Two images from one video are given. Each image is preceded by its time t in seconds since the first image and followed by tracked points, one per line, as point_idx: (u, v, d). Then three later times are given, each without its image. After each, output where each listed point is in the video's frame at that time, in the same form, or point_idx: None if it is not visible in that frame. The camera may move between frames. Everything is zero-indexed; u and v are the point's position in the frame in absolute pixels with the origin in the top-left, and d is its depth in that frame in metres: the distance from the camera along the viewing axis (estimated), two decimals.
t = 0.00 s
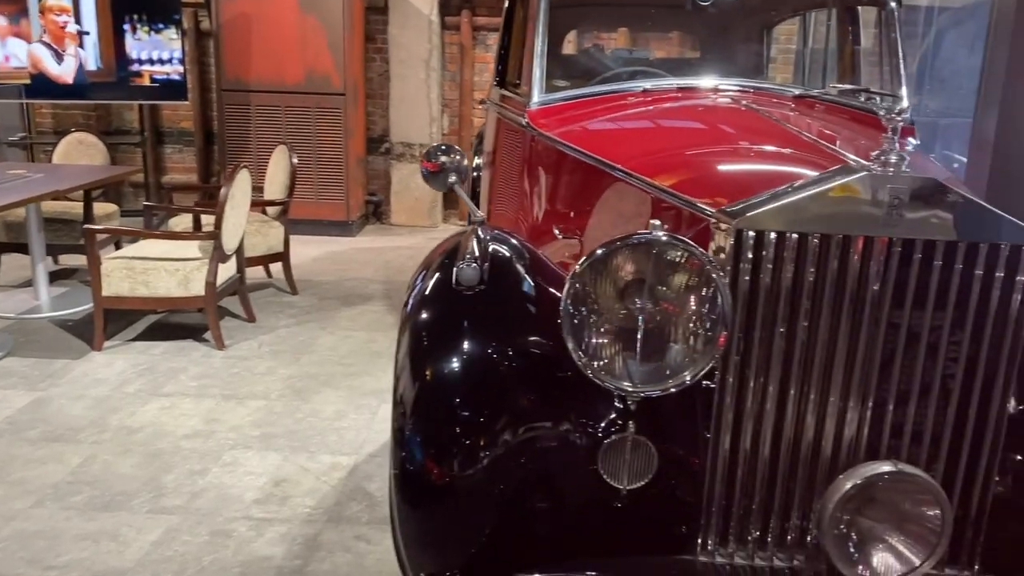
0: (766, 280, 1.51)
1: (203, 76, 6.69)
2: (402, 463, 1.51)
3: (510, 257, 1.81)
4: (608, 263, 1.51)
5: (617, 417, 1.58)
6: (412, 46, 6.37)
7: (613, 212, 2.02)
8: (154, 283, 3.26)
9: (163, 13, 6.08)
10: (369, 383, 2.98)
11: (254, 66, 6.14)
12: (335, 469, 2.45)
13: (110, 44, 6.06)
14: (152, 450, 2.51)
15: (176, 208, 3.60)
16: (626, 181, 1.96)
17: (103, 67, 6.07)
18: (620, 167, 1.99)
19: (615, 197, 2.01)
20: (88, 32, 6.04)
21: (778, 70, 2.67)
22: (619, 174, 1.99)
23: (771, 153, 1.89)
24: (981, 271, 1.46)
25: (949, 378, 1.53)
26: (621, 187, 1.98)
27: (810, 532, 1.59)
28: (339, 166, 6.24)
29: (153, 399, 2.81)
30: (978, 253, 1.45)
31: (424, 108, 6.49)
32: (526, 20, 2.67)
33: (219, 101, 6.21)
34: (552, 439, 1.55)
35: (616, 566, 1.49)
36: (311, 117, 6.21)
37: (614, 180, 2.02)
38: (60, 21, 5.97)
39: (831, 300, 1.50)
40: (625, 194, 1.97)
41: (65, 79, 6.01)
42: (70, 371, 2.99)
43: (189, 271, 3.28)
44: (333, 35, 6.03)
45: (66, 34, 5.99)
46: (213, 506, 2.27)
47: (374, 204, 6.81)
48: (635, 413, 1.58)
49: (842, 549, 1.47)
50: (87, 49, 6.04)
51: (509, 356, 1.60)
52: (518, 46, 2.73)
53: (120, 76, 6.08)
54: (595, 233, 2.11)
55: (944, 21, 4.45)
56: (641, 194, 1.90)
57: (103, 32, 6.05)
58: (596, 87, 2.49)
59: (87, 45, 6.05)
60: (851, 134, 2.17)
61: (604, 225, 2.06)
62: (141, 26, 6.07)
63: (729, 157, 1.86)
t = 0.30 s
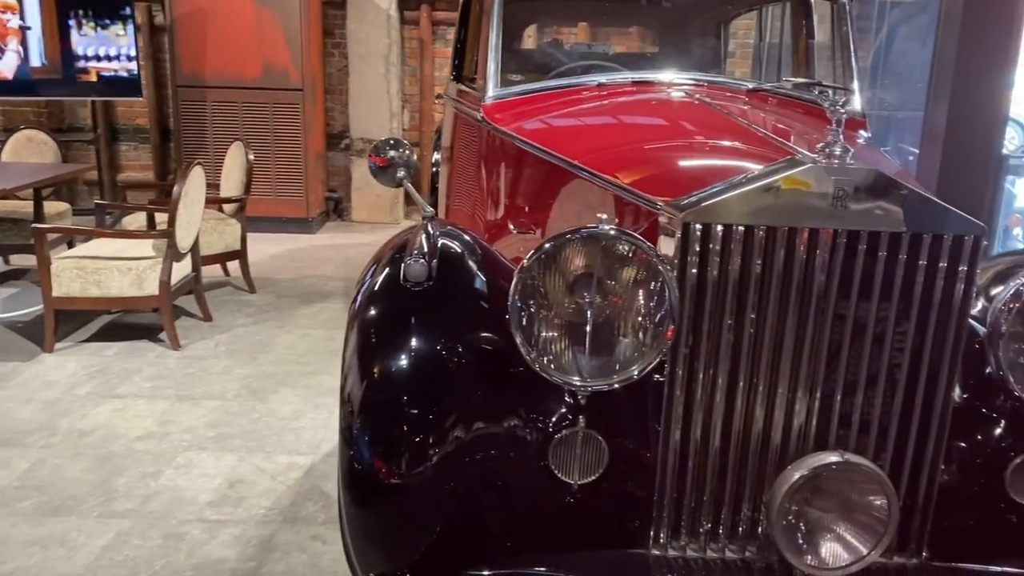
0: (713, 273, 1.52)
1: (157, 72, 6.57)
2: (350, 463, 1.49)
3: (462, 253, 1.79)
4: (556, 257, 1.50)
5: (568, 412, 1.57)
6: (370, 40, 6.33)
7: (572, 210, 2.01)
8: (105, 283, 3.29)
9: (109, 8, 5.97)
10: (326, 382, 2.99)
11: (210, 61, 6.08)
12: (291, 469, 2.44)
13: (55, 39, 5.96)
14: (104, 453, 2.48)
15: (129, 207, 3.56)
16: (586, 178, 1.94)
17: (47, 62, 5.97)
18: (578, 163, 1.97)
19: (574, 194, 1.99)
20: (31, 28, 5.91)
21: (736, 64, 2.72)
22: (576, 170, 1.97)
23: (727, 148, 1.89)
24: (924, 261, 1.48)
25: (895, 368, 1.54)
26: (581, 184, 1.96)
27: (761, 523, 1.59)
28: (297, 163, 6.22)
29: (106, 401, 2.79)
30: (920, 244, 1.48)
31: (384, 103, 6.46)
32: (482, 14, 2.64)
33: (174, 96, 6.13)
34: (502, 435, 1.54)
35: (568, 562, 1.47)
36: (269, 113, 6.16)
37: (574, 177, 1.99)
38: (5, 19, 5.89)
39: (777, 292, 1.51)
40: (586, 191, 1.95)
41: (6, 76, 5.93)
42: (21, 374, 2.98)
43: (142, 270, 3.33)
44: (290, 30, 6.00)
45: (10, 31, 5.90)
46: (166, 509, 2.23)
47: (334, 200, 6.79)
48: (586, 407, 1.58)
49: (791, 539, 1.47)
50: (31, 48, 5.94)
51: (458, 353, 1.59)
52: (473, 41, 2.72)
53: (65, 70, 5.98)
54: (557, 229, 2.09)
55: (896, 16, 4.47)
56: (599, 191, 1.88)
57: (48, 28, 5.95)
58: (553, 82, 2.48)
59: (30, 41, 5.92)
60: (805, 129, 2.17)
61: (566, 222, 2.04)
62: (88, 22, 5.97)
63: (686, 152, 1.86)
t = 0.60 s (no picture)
0: (668, 265, 1.51)
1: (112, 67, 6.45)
2: (303, 461, 1.48)
3: (418, 248, 1.75)
4: (511, 251, 1.49)
5: (525, 407, 1.56)
6: (331, 35, 6.28)
7: (533, 204, 2.00)
8: (58, 283, 3.26)
9: (60, 4, 5.84)
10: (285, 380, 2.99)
11: (166, 56, 5.99)
12: (250, 469, 2.42)
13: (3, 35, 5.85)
14: (57, 457, 2.44)
15: (82, 205, 3.51)
16: (545, 173, 1.93)
17: None
18: (537, 158, 1.96)
19: (535, 189, 1.98)
20: None
21: (696, 58, 2.74)
22: (535, 165, 1.96)
23: (687, 142, 1.89)
24: (875, 251, 1.49)
25: (848, 357, 1.54)
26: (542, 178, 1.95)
27: (717, 514, 1.60)
28: (258, 159, 6.17)
29: (60, 404, 2.76)
30: (872, 235, 1.49)
31: (345, 98, 6.41)
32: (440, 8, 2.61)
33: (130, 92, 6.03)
34: (459, 432, 1.53)
35: (525, 557, 1.48)
36: (228, 109, 6.12)
37: (534, 172, 1.98)
38: None
39: (732, 284, 1.51)
40: (547, 186, 1.94)
41: None
42: None
43: (97, 270, 3.30)
44: (248, 25, 5.93)
45: None
46: (122, 512, 2.19)
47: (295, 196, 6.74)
48: (542, 401, 1.56)
49: (748, 530, 1.46)
50: None
51: (414, 349, 1.56)
52: (431, 35, 2.70)
53: (14, 67, 5.87)
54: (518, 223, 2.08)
55: (852, 11, 4.49)
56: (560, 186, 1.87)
57: None
58: (510, 75, 2.46)
59: None
60: (762, 123, 2.18)
61: (527, 217, 2.03)
62: (38, 17, 5.85)
63: (646, 146, 1.85)
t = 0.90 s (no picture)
0: (628, 259, 1.51)
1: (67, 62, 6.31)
2: (260, 462, 1.45)
3: (378, 244, 1.73)
4: (470, 245, 1.47)
5: (486, 403, 1.54)
6: (292, 29, 6.22)
7: (498, 199, 1.98)
8: (12, 284, 3.19)
9: None
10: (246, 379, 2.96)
11: (123, 51, 5.88)
12: (211, 469, 2.38)
13: None
14: (11, 461, 2.38)
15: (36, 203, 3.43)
16: (508, 168, 1.91)
17: None
18: (500, 153, 1.94)
19: (498, 183, 1.97)
20: None
21: (660, 53, 2.70)
22: (498, 160, 1.94)
23: (649, 136, 1.89)
24: (833, 242, 1.50)
25: (808, 348, 1.55)
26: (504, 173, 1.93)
27: (680, 507, 1.60)
28: (218, 156, 6.10)
29: (15, 407, 2.70)
30: (831, 227, 1.49)
31: (307, 92, 6.34)
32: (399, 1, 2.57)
33: (86, 88, 5.91)
34: (419, 430, 1.51)
35: (490, 554, 1.47)
36: (188, 105, 6.03)
37: (496, 167, 1.97)
38: None
39: (693, 277, 1.51)
40: (509, 181, 1.93)
41: None
42: None
43: (52, 269, 3.24)
44: (207, 19, 5.84)
45: None
46: (78, 516, 2.15)
47: (257, 192, 6.67)
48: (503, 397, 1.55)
49: (710, 522, 1.46)
50: None
51: (373, 346, 1.54)
52: (392, 29, 2.67)
53: None
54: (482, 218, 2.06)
55: (811, 5, 4.50)
56: (522, 179, 1.86)
57: None
58: (472, 69, 2.44)
59: None
60: (724, 116, 2.18)
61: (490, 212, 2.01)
62: None
63: (609, 140, 1.85)
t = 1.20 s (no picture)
0: (591, 254, 1.50)
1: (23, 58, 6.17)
2: (219, 463, 1.44)
3: (339, 242, 1.70)
4: (432, 242, 1.46)
5: (450, 401, 1.53)
6: (255, 25, 6.15)
7: (462, 195, 1.95)
8: None
9: None
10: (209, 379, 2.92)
11: (80, 45, 5.77)
12: (174, 471, 2.35)
13: None
14: None
15: None
16: (472, 164, 1.89)
17: None
18: (464, 149, 1.93)
19: (462, 179, 1.95)
20: None
21: (625, 48, 2.70)
22: (461, 156, 1.92)
23: (613, 132, 1.88)
24: (793, 236, 1.51)
25: (770, 341, 1.56)
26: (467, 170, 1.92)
27: (646, 501, 1.60)
28: (180, 152, 6.01)
29: None
30: (791, 220, 1.50)
31: (270, 88, 6.27)
32: None
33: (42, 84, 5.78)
34: (383, 429, 1.50)
35: (454, 553, 1.47)
36: (147, 101, 5.94)
37: (460, 163, 1.95)
38: None
39: (656, 271, 1.51)
40: (472, 178, 1.91)
41: None
42: None
43: (8, 270, 3.17)
44: (167, 13, 5.76)
45: None
46: (36, 521, 2.10)
47: (219, 189, 6.59)
48: (467, 395, 1.54)
49: (674, 515, 1.46)
50: None
51: (334, 345, 1.52)
52: (354, 24, 2.64)
53: None
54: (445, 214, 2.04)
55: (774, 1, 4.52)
56: (486, 175, 1.84)
57: None
58: (435, 64, 2.42)
59: None
60: (687, 111, 2.17)
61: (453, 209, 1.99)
62: None
63: (573, 136, 1.84)
